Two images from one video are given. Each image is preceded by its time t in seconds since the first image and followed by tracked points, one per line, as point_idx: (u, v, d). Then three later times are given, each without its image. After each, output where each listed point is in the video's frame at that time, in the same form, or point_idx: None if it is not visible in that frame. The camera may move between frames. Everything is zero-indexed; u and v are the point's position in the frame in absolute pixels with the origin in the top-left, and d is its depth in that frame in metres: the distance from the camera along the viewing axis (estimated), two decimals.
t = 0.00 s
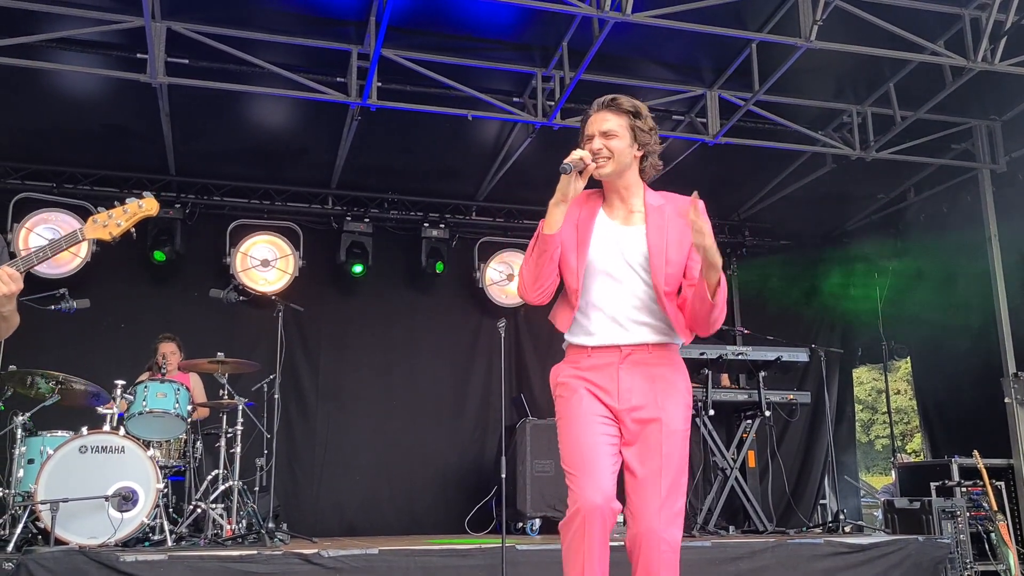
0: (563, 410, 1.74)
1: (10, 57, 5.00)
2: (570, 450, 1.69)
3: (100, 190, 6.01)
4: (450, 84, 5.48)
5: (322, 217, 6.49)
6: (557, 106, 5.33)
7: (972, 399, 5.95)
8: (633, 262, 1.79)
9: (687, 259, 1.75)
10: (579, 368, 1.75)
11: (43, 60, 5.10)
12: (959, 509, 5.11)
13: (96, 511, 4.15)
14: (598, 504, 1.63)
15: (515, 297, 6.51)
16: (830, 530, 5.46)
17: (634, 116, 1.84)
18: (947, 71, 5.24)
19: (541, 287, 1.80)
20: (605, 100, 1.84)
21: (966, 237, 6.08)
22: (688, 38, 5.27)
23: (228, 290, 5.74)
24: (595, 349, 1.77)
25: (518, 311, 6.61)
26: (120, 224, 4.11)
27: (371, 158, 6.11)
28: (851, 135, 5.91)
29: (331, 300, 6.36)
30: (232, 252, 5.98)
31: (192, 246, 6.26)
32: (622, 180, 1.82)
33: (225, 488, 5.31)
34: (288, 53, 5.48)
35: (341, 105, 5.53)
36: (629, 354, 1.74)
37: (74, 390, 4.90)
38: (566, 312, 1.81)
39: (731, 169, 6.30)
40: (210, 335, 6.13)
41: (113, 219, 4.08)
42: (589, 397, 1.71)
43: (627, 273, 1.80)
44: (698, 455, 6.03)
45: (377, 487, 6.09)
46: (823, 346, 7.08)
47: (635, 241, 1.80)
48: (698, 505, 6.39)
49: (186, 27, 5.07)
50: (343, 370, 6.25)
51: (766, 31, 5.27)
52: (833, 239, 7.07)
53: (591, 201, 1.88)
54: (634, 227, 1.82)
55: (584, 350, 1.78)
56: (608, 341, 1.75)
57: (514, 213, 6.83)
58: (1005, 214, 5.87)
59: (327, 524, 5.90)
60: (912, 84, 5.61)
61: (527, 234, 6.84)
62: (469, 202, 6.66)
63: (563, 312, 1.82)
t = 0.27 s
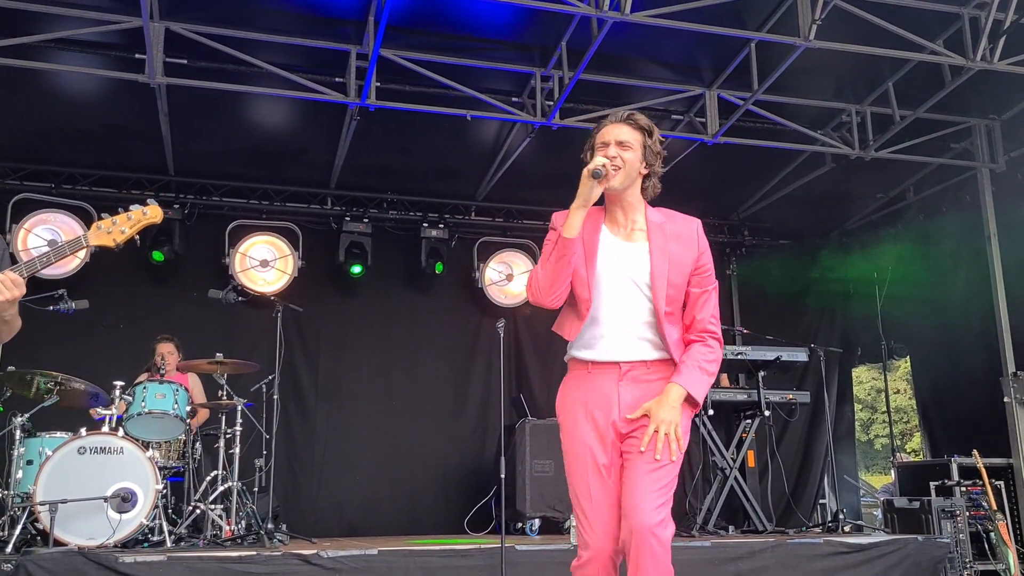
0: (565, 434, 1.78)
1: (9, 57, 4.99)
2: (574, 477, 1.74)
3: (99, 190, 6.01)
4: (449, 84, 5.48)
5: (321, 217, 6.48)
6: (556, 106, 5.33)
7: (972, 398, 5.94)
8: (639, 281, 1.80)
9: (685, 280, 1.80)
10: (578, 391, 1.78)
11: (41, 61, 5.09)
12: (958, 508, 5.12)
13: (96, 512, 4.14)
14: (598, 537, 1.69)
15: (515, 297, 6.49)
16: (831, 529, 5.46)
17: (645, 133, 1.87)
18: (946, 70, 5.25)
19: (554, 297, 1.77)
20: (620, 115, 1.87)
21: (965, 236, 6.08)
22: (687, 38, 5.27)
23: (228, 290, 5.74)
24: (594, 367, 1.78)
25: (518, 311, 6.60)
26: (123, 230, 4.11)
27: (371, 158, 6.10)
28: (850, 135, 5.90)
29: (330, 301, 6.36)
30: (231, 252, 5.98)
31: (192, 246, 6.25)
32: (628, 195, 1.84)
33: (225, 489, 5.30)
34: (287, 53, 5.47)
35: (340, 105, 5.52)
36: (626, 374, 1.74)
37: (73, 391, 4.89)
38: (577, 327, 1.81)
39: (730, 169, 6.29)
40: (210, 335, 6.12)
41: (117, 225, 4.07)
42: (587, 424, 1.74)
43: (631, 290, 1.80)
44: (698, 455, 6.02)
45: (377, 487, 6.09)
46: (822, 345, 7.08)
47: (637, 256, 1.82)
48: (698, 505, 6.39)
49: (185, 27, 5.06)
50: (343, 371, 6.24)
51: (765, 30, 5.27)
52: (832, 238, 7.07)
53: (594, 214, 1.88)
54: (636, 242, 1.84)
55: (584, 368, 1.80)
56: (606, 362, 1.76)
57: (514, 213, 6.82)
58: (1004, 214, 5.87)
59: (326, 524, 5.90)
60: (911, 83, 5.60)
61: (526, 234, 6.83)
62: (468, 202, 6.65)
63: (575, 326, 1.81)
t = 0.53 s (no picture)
0: (572, 426, 1.89)
1: None
2: (578, 465, 1.85)
3: (89, 186, 5.99)
4: (441, 80, 5.46)
5: (313, 214, 6.46)
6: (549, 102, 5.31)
7: (964, 394, 5.95)
8: (664, 294, 1.96)
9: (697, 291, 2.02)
10: (588, 386, 1.92)
11: (31, 55, 5.05)
12: (950, 504, 5.13)
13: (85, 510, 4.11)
14: (602, 523, 1.81)
15: (508, 295, 6.44)
16: (823, 525, 5.47)
17: (670, 149, 2.09)
18: (938, 67, 5.25)
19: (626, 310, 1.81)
20: (652, 133, 2.05)
21: (958, 233, 6.09)
22: (680, 34, 5.26)
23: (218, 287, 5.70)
24: (612, 368, 1.91)
25: (511, 307, 6.58)
26: (104, 221, 4.11)
27: (363, 154, 6.08)
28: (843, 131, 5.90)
29: (322, 297, 6.33)
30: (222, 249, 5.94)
31: (183, 243, 6.22)
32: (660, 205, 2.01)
33: (215, 486, 5.27)
34: (278, 48, 5.45)
35: (332, 101, 5.50)
36: (641, 379, 1.91)
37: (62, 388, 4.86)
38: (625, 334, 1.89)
39: (723, 165, 6.28)
40: (201, 332, 6.09)
41: (97, 216, 4.10)
42: (597, 417, 1.88)
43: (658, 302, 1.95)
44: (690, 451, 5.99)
45: (369, 484, 6.06)
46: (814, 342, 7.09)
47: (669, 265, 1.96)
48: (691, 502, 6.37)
49: (175, 21, 5.03)
50: (335, 368, 6.21)
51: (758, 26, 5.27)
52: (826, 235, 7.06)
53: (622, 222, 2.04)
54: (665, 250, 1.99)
55: (599, 367, 1.92)
56: (624, 364, 1.91)
57: (507, 210, 6.79)
58: (995, 210, 5.89)
59: (318, 521, 5.87)
60: (904, 79, 5.61)
61: (519, 230, 6.80)
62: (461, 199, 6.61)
63: (622, 333, 1.89)
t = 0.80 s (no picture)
0: (634, 435, 1.88)
1: None
2: (649, 475, 1.85)
3: (47, 180, 5.90)
4: (407, 76, 5.42)
5: (278, 210, 6.40)
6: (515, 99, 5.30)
7: (924, 390, 6.05)
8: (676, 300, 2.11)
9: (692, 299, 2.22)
10: (639, 394, 1.94)
11: None
12: (909, 498, 5.23)
13: (43, 510, 4.03)
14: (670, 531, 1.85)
15: (475, 292, 6.42)
16: (785, 520, 5.53)
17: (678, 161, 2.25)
18: (899, 68, 5.33)
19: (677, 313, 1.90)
20: (669, 142, 2.20)
21: (919, 231, 6.18)
22: (646, 33, 5.28)
23: (181, 283, 5.62)
24: (651, 369, 1.99)
25: (479, 305, 6.56)
26: (60, 208, 4.28)
27: (329, 149, 6.03)
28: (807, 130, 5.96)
29: (287, 294, 6.27)
30: (185, 245, 5.86)
31: (145, 239, 6.13)
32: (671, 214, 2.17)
33: (177, 486, 5.20)
34: (242, 42, 5.38)
35: (297, 96, 5.44)
36: (668, 383, 2.04)
37: (19, 387, 4.76)
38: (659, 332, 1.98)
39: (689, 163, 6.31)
40: (163, 329, 6.01)
41: (53, 204, 4.26)
42: (655, 426, 1.92)
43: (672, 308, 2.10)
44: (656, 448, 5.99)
45: (334, 483, 6.01)
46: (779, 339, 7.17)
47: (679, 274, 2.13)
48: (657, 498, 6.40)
49: (136, 14, 4.94)
50: (300, 366, 6.15)
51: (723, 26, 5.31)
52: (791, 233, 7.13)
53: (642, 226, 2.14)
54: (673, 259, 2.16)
55: (643, 366, 1.97)
56: (659, 367, 2.00)
57: (474, 207, 6.75)
58: (954, 209, 5.99)
59: (283, 520, 5.82)
60: (866, 79, 5.68)
61: (487, 227, 6.78)
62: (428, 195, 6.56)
63: (662, 332, 1.97)
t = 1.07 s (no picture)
0: (674, 414, 1.91)
1: None
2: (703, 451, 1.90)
3: None
4: (354, 70, 5.36)
5: (222, 205, 6.28)
6: (464, 95, 5.27)
7: (864, 385, 6.19)
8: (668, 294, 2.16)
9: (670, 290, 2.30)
10: (660, 377, 1.99)
11: None
12: (849, 492, 5.31)
13: None
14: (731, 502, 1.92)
15: (424, 289, 6.39)
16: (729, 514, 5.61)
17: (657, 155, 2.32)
18: (840, 69, 5.44)
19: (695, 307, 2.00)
20: (655, 135, 2.24)
21: (859, 230, 6.32)
22: (594, 31, 5.31)
23: (120, 280, 5.48)
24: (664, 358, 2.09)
25: (427, 302, 6.53)
26: None
27: (274, 144, 5.94)
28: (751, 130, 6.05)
29: (232, 291, 6.16)
30: (125, 241, 5.72)
31: (84, 235, 5.97)
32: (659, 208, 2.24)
33: (116, 488, 5.07)
34: (184, 34, 5.26)
35: (241, 89, 5.34)
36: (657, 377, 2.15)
37: None
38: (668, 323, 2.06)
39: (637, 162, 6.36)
40: (102, 327, 5.86)
41: None
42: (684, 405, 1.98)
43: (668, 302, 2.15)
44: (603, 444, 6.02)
45: (280, 483, 5.92)
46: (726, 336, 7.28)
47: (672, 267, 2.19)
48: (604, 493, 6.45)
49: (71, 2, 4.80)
50: (245, 364, 6.05)
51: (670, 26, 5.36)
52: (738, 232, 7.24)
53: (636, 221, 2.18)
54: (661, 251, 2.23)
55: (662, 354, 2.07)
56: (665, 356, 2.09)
57: (423, 204, 6.68)
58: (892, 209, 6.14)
59: (227, 521, 5.71)
60: (809, 81, 5.79)
61: (436, 224, 6.74)
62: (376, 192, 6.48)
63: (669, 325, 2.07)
